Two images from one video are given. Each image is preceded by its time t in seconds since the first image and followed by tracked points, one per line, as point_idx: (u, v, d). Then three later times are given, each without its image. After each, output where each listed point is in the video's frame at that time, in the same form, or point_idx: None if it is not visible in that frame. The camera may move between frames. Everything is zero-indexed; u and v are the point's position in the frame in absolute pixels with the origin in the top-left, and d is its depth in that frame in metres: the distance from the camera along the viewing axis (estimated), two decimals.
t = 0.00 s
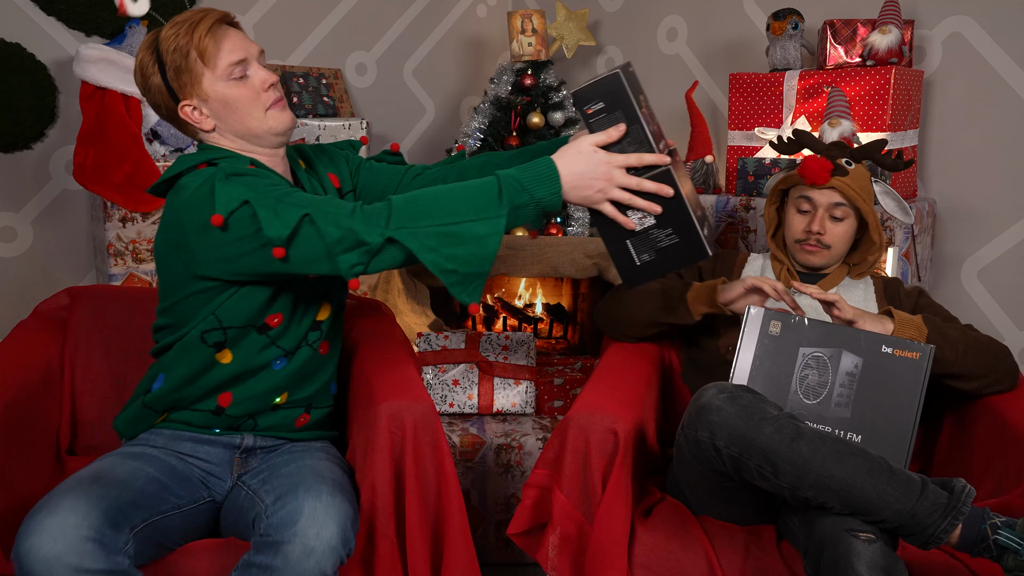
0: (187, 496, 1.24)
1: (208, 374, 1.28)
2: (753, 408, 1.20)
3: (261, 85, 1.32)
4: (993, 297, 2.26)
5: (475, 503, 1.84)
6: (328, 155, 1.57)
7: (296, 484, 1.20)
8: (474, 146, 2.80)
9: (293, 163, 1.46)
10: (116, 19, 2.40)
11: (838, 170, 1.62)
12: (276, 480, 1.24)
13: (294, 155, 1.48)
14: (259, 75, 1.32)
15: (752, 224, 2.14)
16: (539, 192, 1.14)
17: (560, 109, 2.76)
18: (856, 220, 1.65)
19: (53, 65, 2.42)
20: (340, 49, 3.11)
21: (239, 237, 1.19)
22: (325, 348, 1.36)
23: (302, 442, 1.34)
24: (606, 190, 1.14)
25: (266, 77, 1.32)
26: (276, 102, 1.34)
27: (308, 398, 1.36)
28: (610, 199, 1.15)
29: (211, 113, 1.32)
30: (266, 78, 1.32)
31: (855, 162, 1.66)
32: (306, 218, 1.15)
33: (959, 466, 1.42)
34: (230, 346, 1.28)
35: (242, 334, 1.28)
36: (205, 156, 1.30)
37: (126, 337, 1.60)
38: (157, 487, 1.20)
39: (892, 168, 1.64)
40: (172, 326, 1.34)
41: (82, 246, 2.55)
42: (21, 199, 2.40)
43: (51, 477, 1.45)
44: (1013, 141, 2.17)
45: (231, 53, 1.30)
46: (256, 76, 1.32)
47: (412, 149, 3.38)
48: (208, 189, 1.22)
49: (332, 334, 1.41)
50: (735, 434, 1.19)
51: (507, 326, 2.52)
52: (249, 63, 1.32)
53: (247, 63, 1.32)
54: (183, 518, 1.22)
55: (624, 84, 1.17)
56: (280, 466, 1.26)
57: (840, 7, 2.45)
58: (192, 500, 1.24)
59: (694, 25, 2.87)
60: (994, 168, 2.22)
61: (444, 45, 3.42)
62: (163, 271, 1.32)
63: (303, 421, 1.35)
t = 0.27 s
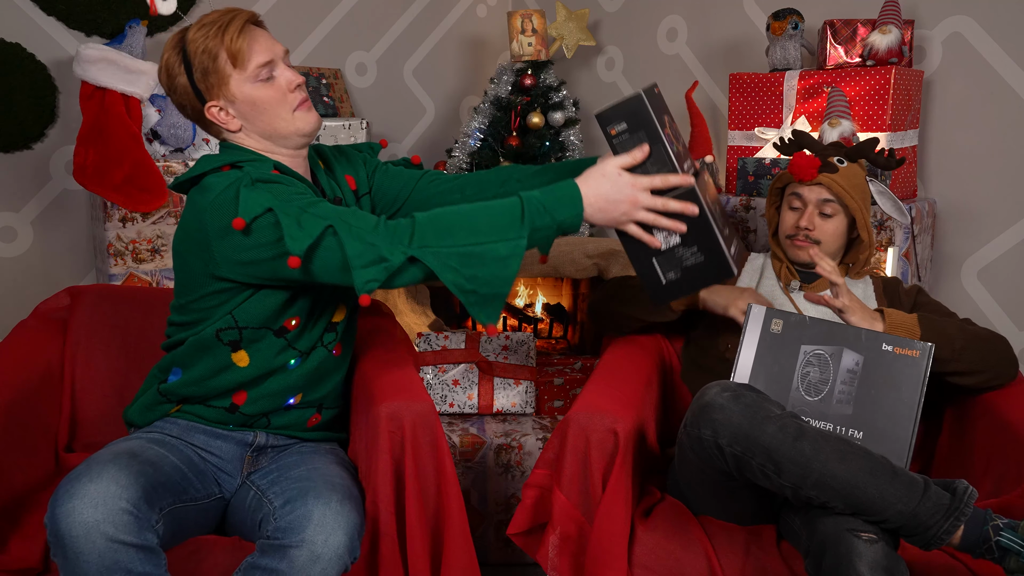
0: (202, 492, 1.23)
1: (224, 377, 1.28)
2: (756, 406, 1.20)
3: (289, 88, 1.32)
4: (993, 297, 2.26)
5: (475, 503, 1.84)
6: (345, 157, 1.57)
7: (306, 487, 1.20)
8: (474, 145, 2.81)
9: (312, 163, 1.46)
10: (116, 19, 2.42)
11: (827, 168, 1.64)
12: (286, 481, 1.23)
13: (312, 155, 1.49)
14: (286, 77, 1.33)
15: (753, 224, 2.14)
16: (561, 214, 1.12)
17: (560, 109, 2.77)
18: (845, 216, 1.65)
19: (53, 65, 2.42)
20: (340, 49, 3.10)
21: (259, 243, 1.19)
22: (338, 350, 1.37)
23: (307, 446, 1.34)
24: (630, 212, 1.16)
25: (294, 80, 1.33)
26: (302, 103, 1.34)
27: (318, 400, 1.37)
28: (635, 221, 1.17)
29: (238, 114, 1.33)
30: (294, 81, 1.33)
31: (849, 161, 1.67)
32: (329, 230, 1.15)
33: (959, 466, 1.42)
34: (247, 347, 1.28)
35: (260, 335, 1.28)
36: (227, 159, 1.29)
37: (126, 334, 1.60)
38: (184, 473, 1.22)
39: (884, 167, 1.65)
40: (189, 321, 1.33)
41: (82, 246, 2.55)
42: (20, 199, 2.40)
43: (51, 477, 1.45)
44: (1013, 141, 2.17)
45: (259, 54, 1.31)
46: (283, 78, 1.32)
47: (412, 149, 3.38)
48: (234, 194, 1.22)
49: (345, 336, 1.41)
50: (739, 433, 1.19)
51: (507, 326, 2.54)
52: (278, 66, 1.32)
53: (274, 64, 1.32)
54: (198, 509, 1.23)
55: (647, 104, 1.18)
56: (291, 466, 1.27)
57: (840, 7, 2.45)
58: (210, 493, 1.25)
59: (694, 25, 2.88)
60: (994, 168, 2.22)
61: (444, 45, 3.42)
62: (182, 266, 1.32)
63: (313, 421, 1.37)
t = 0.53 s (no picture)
0: (200, 493, 1.23)
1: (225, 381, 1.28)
2: (764, 406, 1.21)
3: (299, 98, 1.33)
4: (993, 297, 2.25)
5: (475, 503, 1.84)
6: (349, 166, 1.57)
7: (307, 482, 1.21)
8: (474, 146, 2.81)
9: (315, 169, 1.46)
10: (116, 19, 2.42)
11: (826, 165, 1.66)
12: (288, 478, 1.23)
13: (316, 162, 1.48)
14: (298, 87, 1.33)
15: (752, 224, 2.14)
16: (570, 257, 1.22)
17: (560, 109, 2.77)
18: (843, 215, 1.66)
19: (53, 65, 2.42)
20: (340, 49, 3.11)
21: (273, 252, 1.20)
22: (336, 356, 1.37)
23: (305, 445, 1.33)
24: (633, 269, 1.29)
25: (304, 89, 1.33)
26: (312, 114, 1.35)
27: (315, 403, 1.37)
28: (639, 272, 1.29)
29: (248, 122, 1.33)
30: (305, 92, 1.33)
31: (849, 161, 1.69)
32: (345, 247, 1.19)
33: (960, 466, 1.42)
34: (248, 352, 1.29)
35: (261, 340, 1.28)
36: (238, 163, 1.31)
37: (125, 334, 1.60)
38: (179, 475, 1.21)
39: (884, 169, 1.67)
40: (188, 326, 1.33)
41: (82, 246, 2.55)
42: (20, 199, 2.40)
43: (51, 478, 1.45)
44: (1013, 141, 2.17)
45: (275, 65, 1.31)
46: (295, 88, 1.33)
47: (412, 149, 3.38)
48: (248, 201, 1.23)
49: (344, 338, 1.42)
50: (747, 432, 1.20)
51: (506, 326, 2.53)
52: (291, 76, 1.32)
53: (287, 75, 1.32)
54: (194, 511, 1.22)
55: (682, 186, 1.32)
56: (293, 464, 1.27)
57: (840, 7, 2.45)
58: (206, 495, 1.25)
59: (694, 25, 2.88)
60: (994, 168, 2.22)
61: (444, 45, 3.42)
62: (183, 270, 1.32)
63: (310, 424, 1.36)
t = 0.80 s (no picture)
0: (196, 491, 1.23)
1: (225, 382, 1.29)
2: (767, 407, 1.20)
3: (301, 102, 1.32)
4: (993, 296, 2.26)
5: (475, 503, 1.84)
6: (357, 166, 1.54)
7: (320, 489, 1.21)
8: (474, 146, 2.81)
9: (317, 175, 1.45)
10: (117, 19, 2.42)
11: (808, 164, 1.65)
12: (294, 481, 1.24)
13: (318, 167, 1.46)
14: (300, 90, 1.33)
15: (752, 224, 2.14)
16: (567, 295, 1.23)
17: (560, 109, 2.77)
18: (828, 210, 1.66)
19: (53, 65, 2.42)
20: (340, 49, 3.11)
21: (270, 259, 1.20)
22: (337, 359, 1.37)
23: (306, 448, 1.33)
24: (640, 299, 1.31)
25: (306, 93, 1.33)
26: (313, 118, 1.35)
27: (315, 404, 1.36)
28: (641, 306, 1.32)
29: (248, 124, 1.33)
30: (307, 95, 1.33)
31: (831, 157, 1.70)
32: (342, 261, 1.19)
33: (961, 466, 1.42)
34: (248, 355, 1.29)
35: (260, 344, 1.28)
36: (237, 164, 1.31)
37: (125, 334, 1.60)
38: (171, 475, 1.21)
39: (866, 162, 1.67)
40: (188, 326, 1.33)
41: (81, 246, 2.55)
42: (20, 199, 2.39)
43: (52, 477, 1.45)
44: (1012, 140, 2.17)
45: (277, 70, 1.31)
46: (297, 91, 1.33)
47: (412, 149, 3.38)
48: (247, 208, 1.22)
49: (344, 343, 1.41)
50: (749, 433, 1.20)
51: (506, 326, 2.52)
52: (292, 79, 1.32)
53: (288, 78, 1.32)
54: (191, 511, 1.21)
55: (707, 212, 1.38)
56: (298, 467, 1.27)
57: (840, 6, 2.45)
58: (204, 494, 1.24)
59: (694, 25, 2.88)
60: (994, 168, 2.22)
61: (445, 44, 3.42)
62: (183, 269, 1.32)
63: (311, 424, 1.36)
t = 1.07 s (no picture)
0: (192, 490, 1.22)
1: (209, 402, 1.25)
2: (768, 406, 1.21)
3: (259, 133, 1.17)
4: (993, 296, 2.25)
5: (475, 503, 1.84)
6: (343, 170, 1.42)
7: (319, 492, 1.19)
8: (474, 146, 2.82)
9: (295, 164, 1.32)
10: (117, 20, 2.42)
11: (809, 165, 1.66)
12: (292, 484, 1.23)
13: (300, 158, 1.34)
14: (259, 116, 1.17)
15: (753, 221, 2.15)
16: (457, 305, 0.95)
17: (560, 109, 2.77)
18: (831, 212, 1.66)
19: (53, 65, 2.42)
20: (340, 49, 3.09)
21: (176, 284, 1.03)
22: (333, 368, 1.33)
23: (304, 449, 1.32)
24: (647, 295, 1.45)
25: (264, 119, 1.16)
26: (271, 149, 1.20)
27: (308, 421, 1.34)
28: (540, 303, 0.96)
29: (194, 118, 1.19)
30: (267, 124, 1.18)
31: (831, 158, 1.71)
32: (229, 298, 0.97)
33: (963, 465, 1.41)
34: (235, 378, 1.24)
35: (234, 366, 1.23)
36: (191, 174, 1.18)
37: (125, 334, 1.60)
38: (164, 477, 1.20)
39: (866, 163, 1.67)
40: (166, 336, 1.29)
41: (81, 246, 2.55)
42: (20, 199, 2.40)
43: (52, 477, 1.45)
44: (1012, 140, 2.17)
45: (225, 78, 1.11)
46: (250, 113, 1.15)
47: (412, 149, 3.39)
48: (175, 223, 1.08)
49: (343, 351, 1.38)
50: (750, 432, 1.20)
51: (506, 326, 2.51)
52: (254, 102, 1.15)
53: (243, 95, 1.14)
54: (187, 510, 1.21)
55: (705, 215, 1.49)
56: (295, 469, 1.26)
57: (840, 6, 2.45)
58: (201, 493, 1.24)
59: (694, 25, 2.87)
60: (994, 168, 2.22)
61: (445, 44, 3.43)
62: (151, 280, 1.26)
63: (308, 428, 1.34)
